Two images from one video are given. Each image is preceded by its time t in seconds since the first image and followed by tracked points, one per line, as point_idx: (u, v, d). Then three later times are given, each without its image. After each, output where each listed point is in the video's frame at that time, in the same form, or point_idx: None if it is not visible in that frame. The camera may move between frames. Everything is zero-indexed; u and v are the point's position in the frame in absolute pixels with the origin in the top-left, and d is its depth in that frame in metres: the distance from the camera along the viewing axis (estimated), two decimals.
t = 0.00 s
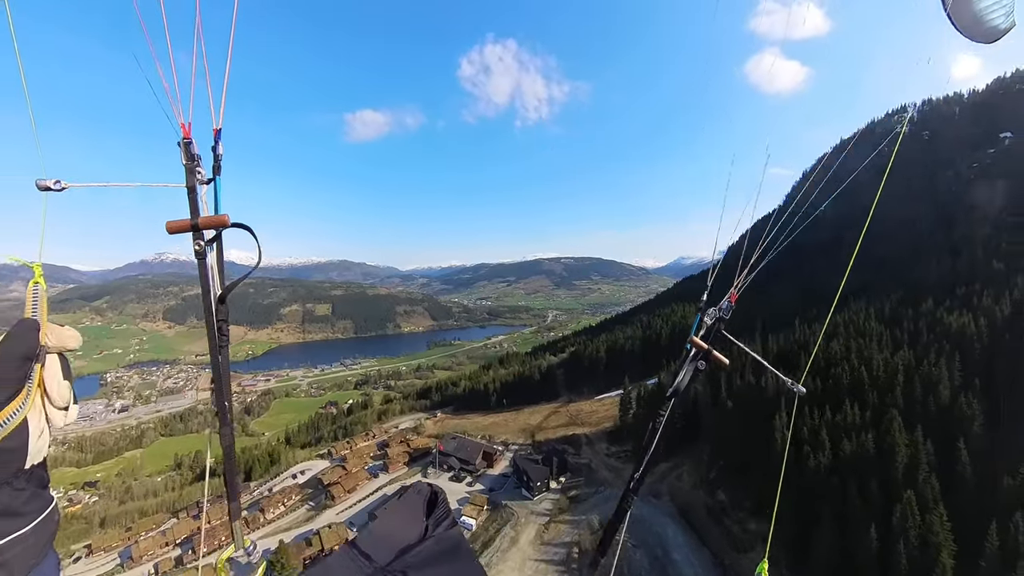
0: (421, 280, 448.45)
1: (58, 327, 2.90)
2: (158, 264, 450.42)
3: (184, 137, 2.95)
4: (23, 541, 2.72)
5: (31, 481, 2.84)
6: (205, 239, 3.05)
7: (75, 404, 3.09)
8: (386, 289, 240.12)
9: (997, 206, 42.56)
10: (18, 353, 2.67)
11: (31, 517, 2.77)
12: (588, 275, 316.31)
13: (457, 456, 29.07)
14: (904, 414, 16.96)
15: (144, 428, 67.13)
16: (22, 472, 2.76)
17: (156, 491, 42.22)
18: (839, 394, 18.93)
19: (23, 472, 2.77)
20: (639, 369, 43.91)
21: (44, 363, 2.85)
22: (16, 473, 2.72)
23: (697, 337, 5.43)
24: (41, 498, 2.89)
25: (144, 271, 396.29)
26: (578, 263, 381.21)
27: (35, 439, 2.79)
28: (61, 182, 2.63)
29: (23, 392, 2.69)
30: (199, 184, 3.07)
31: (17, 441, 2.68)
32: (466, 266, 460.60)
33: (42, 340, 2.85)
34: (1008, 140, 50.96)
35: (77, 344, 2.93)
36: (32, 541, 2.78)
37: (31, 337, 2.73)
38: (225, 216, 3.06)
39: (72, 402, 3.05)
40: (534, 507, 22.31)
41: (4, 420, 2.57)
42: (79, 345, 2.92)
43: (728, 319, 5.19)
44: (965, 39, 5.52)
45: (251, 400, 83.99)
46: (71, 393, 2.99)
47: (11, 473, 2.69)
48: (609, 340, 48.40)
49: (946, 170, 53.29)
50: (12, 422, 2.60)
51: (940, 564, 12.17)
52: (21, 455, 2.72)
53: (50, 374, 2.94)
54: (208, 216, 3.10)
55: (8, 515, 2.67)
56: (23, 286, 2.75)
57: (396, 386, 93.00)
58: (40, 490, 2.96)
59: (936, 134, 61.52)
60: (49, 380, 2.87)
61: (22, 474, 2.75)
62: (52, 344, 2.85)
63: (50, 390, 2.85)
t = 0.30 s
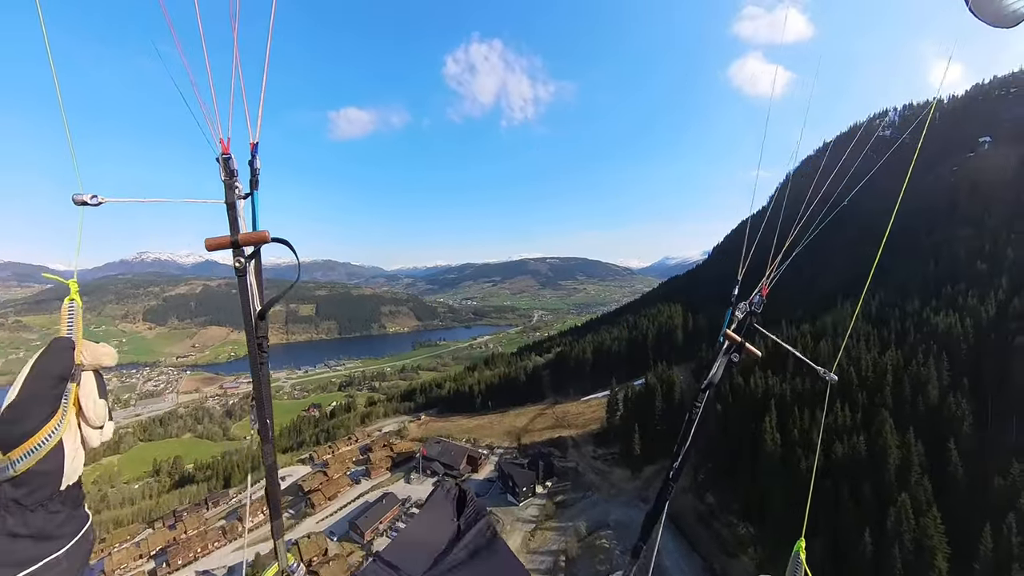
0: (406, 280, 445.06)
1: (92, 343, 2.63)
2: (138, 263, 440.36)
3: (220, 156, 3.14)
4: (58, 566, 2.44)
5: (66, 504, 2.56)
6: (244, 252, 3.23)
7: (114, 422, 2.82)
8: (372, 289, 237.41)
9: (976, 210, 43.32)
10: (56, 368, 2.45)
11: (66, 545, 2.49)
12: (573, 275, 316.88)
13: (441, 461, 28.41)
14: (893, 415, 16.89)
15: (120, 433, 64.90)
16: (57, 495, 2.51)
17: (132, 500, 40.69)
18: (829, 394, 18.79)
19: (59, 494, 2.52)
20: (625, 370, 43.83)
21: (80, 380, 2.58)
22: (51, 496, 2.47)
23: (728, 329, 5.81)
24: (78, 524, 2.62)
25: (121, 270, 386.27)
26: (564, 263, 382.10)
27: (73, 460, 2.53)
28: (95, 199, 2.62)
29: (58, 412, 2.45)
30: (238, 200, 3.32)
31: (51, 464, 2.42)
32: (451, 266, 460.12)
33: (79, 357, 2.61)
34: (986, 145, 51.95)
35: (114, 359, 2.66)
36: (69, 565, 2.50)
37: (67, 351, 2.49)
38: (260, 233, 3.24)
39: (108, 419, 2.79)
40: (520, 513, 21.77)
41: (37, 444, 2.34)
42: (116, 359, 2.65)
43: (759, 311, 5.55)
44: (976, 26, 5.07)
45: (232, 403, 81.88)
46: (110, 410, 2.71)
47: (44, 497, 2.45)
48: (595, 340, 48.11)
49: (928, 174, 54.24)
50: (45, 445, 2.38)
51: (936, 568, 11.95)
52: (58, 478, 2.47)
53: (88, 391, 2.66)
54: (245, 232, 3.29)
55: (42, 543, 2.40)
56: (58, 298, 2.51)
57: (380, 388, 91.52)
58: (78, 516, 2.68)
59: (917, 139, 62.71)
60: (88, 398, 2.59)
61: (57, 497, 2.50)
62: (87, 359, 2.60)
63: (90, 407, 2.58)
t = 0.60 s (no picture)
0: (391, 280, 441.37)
1: (125, 372, 2.95)
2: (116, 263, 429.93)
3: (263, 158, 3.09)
4: None
5: (99, 540, 2.74)
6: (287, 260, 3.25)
7: (145, 451, 3.05)
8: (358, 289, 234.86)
9: (955, 215, 44.27)
10: (89, 403, 2.69)
11: None
12: (559, 275, 317.30)
13: (424, 466, 27.78)
14: (883, 416, 16.92)
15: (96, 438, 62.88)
16: (90, 530, 2.69)
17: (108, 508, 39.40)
18: (819, 394, 18.69)
19: (92, 529, 2.70)
20: (612, 371, 43.56)
21: (113, 411, 2.85)
22: (84, 533, 2.66)
23: (759, 322, 6.83)
24: (110, 556, 2.77)
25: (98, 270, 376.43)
26: (550, 263, 382.53)
27: (106, 495, 2.74)
28: (133, 214, 3.10)
29: (92, 444, 2.70)
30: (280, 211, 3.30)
31: (82, 501, 2.63)
32: (437, 266, 459.98)
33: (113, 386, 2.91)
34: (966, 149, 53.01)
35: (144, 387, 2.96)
36: None
37: (100, 385, 2.77)
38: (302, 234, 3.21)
39: (139, 450, 3.01)
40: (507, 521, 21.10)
41: (69, 481, 2.58)
42: (147, 387, 2.96)
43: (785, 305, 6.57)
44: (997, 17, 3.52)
45: (212, 406, 79.90)
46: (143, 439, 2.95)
47: (77, 534, 2.63)
48: (582, 341, 47.80)
49: (908, 177, 55.35)
50: (77, 482, 2.61)
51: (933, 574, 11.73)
52: (89, 513, 2.66)
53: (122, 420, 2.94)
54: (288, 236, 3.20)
55: None
56: (93, 333, 2.83)
57: (365, 390, 90.23)
58: (112, 546, 2.85)
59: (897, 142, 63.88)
60: (124, 427, 2.82)
61: (88, 534, 2.67)
62: (121, 388, 2.90)
63: (124, 436, 2.82)
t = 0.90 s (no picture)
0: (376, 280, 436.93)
1: (136, 368, 3.16)
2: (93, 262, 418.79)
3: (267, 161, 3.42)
4: None
5: (114, 529, 2.97)
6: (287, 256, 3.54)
7: (160, 442, 3.29)
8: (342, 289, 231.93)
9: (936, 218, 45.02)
10: (100, 399, 2.89)
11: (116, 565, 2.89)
12: (546, 275, 317.30)
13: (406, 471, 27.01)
14: (873, 418, 17.05)
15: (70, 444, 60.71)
16: (106, 521, 2.91)
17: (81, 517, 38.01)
18: (809, 396, 18.76)
19: (108, 519, 2.93)
20: (598, 372, 43.18)
21: (126, 405, 3.05)
22: (100, 523, 2.88)
23: (765, 323, 6.72)
24: (127, 544, 3.00)
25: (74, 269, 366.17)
26: (536, 262, 382.20)
27: (121, 487, 2.96)
28: (136, 213, 3.13)
29: (106, 437, 2.90)
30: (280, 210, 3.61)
31: (97, 493, 2.85)
32: (423, 266, 461.33)
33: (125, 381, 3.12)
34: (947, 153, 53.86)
35: (154, 383, 3.17)
36: None
37: (111, 381, 2.97)
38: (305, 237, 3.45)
39: (153, 442, 3.23)
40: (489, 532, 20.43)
41: (85, 473, 2.79)
42: (156, 382, 3.16)
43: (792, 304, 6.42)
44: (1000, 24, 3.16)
45: (192, 410, 77.78)
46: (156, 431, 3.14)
47: (93, 524, 2.85)
48: (568, 341, 47.19)
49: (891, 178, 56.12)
50: (91, 475, 2.82)
51: None
52: (103, 504, 2.87)
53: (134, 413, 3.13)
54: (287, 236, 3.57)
55: (91, 565, 2.80)
56: (104, 332, 3.01)
57: (350, 392, 88.77)
58: (130, 536, 3.07)
59: (879, 145, 64.86)
60: (137, 422, 3.03)
61: (105, 524, 2.90)
62: (133, 383, 3.12)
63: (136, 430, 3.01)
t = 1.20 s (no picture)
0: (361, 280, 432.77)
1: (130, 378, 3.00)
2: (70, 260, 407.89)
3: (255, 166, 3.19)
4: None
5: (111, 540, 2.79)
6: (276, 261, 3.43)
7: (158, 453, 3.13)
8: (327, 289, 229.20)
9: (918, 221, 45.82)
10: (93, 407, 2.76)
11: None
12: (531, 275, 317.18)
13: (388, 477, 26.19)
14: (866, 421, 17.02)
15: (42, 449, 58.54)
16: (102, 532, 2.76)
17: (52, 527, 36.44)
18: (800, 399, 18.72)
19: (104, 531, 2.77)
20: (584, 374, 42.67)
21: (120, 414, 2.89)
22: (96, 533, 2.71)
23: (772, 323, 6.52)
24: (124, 555, 2.80)
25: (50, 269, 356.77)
26: (522, 262, 382.09)
27: (115, 497, 2.82)
28: (127, 228, 2.82)
29: (101, 445, 2.74)
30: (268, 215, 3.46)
31: (93, 502, 2.69)
32: (409, 266, 458.97)
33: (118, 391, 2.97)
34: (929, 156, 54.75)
35: (150, 390, 3.02)
36: None
37: (105, 390, 2.82)
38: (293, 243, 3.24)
39: (150, 452, 3.04)
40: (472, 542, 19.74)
41: (79, 483, 2.63)
42: (152, 390, 3.01)
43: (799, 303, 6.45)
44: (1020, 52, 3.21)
45: (170, 413, 75.68)
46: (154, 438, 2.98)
47: (90, 534, 2.68)
48: (554, 342, 46.55)
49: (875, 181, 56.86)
50: (86, 484, 2.65)
51: None
52: (99, 514, 2.71)
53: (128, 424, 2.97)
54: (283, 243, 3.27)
55: None
56: (96, 343, 2.90)
57: (333, 394, 87.25)
58: (128, 549, 2.90)
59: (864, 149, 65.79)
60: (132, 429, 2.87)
61: (101, 534, 2.73)
62: (128, 394, 2.96)
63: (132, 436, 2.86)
